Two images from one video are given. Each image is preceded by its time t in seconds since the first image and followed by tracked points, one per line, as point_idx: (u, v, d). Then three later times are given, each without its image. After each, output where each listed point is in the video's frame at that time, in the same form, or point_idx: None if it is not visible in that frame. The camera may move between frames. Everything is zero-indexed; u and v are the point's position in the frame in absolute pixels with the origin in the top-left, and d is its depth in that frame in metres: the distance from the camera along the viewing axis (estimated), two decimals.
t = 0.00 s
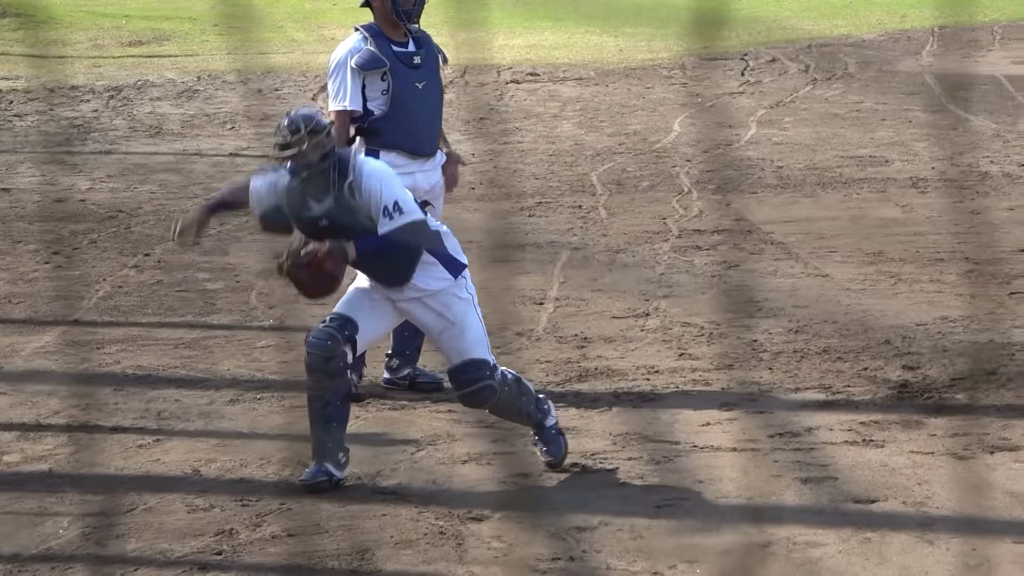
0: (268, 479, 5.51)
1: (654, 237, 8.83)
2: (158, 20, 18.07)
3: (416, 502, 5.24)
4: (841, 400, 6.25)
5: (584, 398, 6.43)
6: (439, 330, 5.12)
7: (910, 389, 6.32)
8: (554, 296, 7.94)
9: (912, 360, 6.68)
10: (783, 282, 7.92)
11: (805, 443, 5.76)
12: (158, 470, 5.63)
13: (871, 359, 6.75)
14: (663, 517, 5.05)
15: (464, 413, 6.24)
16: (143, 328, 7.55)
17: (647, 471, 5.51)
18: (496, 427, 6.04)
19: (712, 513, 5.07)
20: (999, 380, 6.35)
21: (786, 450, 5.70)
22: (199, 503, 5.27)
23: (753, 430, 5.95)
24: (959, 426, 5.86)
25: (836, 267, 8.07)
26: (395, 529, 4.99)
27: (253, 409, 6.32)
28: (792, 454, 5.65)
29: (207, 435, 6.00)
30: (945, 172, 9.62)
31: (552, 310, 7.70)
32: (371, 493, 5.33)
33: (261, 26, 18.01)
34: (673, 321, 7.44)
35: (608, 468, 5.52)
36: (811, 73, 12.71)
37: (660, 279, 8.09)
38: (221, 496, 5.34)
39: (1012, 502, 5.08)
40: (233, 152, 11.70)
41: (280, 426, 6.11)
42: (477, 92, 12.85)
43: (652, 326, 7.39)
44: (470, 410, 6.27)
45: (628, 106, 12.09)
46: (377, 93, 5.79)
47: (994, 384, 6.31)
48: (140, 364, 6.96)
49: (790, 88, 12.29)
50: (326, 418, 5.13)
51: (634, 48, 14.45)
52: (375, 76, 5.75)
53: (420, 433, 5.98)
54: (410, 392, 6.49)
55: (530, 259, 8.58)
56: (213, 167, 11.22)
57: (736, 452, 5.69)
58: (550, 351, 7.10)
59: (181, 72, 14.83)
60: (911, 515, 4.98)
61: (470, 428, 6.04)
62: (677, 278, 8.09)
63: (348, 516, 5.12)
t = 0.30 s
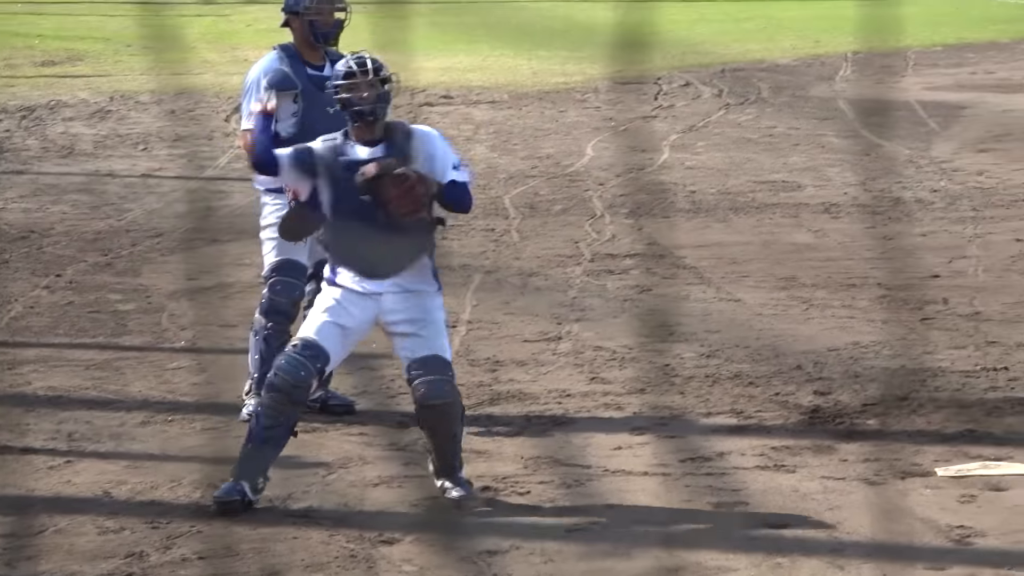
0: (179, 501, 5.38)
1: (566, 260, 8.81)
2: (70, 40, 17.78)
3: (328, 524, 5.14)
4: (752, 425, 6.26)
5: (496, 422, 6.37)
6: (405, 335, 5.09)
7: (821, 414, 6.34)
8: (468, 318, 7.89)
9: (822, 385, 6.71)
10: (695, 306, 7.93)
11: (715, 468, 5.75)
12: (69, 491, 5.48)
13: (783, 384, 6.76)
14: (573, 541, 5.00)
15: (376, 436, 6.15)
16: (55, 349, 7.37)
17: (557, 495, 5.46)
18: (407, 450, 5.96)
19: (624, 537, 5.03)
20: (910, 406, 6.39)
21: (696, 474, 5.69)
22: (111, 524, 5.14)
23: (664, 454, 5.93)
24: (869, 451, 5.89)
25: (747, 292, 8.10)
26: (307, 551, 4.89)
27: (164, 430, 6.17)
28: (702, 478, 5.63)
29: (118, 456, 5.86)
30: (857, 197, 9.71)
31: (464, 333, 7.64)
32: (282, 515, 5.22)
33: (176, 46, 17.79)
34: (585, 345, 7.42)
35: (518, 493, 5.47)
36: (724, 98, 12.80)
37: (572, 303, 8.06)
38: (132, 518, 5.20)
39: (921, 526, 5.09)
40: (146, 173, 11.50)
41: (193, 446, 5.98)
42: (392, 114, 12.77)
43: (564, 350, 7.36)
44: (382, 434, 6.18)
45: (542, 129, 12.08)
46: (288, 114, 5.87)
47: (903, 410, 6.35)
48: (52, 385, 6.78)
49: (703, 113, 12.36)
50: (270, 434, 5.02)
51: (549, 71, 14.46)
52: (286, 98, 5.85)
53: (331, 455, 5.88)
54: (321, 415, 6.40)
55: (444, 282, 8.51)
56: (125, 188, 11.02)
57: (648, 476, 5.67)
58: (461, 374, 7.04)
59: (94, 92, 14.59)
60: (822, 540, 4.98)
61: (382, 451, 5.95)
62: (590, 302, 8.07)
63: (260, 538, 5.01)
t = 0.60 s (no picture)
0: (132, 517, 5.29)
1: (521, 278, 8.76)
2: (24, 56, 17.58)
3: (281, 542, 5.07)
4: (707, 442, 6.23)
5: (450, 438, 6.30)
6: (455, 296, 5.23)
7: (775, 432, 6.32)
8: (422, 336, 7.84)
9: (777, 403, 6.69)
10: (649, 324, 7.90)
11: (669, 485, 5.70)
12: (21, 507, 5.37)
13: (737, 402, 6.73)
14: (527, 557, 4.95)
15: (331, 452, 6.05)
16: (8, 365, 7.24)
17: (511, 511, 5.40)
18: (362, 466, 5.88)
19: (578, 554, 4.98)
20: (864, 424, 6.37)
21: (649, 491, 5.64)
22: (63, 541, 5.05)
23: (618, 471, 5.89)
24: (822, 469, 5.87)
25: (702, 310, 8.08)
26: (260, 568, 4.82)
27: (118, 446, 6.07)
28: (656, 495, 5.59)
29: (71, 472, 5.75)
30: (811, 215, 9.73)
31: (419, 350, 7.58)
32: (236, 532, 5.15)
33: (131, 62, 17.63)
34: (539, 362, 7.37)
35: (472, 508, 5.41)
36: (679, 116, 12.81)
37: (527, 320, 8.01)
38: (85, 534, 5.11)
39: (874, 544, 5.07)
40: (100, 189, 11.37)
41: (147, 462, 5.88)
42: (347, 132, 12.70)
43: (519, 367, 7.31)
44: (336, 449, 6.09)
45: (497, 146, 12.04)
46: (229, 129, 5.94)
47: (857, 427, 6.33)
48: (5, 401, 6.66)
49: (658, 130, 12.36)
50: (404, 418, 5.20)
51: (504, 89, 14.41)
52: (228, 114, 5.91)
53: (286, 472, 5.79)
54: (275, 433, 6.23)
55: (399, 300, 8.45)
56: (80, 204, 10.89)
57: (602, 493, 5.62)
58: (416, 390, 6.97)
59: (49, 108, 14.42)
60: (775, 557, 4.95)
61: (337, 467, 5.87)
62: (544, 319, 8.02)
63: (214, 556, 4.93)
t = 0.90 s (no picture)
0: (24, 527, 5.13)
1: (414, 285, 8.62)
2: None
3: (173, 549, 4.93)
4: (600, 449, 6.14)
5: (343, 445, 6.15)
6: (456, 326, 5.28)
7: (668, 438, 6.25)
8: (314, 343, 7.68)
9: (670, 409, 6.63)
10: (543, 331, 7.81)
11: (562, 492, 5.61)
12: None
13: (630, 409, 6.66)
14: (420, 564, 4.83)
15: (223, 459, 5.88)
16: None
17: (403, 518, 5.27)
18: (254, 473, 5.72)
19: (471, 561, 4.87)
20: (756, 430, 6.34)
21: (543, 498, 5.54)
22: None
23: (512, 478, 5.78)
24: (715, 475, 5.81)
25: (595, 317, 8.00)
26: None
27: (8, 454, 5.86)
28: (549, 502, 5.49)
29: None
30: (704, 223, 9.72)
31: (312, 358, 7.42)
32: (127, 540, 5.00)
33: (18, 69, 17.17)
34: (433, 369, 7.25)
35: (365, 516, 5.27)
36: (572, 124, 12.74)
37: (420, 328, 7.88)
38: None
39: (767, 550, 5.02)
40: None
41: (37, 471, 5.69)
42: (239, 140, 12.45)
43: (412, 374, 7.18)
44: (228, 456, 5.91)
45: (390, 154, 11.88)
46: (99, 138, 5.72)
47: (749, 434, 6.29)
48: None
49: (552, 138, 12.28)
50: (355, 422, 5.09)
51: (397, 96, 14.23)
52: (98, 122, 5.68)
53: (178, 479, 5.62)
54: (167, 440, 6.06)
55: (292, 308, 8.27)
56: None
57: (495, 500, 5.50)
58: (308, 398, 6.80)
59: None
60: (669, 564, 4.88)
61: (228, 474, 5.71)
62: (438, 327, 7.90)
63: (105, 565, 4.79)
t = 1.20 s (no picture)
0: None
1: (297, 294, 8.45)
2: None
3: (56, 558, 4.92)
4: (483, 458, 6.06)
5: (225, 454, 6.05)
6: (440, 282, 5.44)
7: (552, 448, 6.19)
8: (197, 351, 7.52)
9: (554, 418, 6.56)
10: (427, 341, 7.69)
11: (446, 501, 5.53)
12: None
13: (514, 418, 6.58)
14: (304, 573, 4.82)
15: (106, 468, 5.84)
16: None
17: (287, 528, 5.24)
18: (137, 482, 5.70)
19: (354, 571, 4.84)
20: (640, 439, 6.29)
21: (426, 507, 5.47)
22: None
23: (396, 487, 5.69)
24: (599, 484, 5.76)
25: (479, 326, 7.91)
26: None
27: None
28: (433, 512, 5.42)
29: None
30: (588, 232, 9.68)
31: (194, 366, 7.27)
32: (11, 549, 5.00)
33: None
34: (316, 378, 7.13)
35: (250, 526, 5.24)
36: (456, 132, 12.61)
37: (303, 337, 7.74)
38: None
39: (649, 558, 4.98)
40: None
41: None
42: (119, 147, 12.15)
43: (295, 383, 7.04)
44: (110, 465, 5.87)
45: (273, 162, 11.68)
46: None
47: (633, 444, 6.24)
48: None
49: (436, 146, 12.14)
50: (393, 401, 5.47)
51: (280, 104, 13.97)
52: None
53: (61, 488, 5.59)
54: (49, 448, 6.00)
55: (173, 316, 8.08)
56: None
57: (378, 510, 5.44)
58: (189, 407, 6.67)
59: None
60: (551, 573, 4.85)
61: (111, 483, 5.68)
62: (321, 336, 7.76)
63: None
